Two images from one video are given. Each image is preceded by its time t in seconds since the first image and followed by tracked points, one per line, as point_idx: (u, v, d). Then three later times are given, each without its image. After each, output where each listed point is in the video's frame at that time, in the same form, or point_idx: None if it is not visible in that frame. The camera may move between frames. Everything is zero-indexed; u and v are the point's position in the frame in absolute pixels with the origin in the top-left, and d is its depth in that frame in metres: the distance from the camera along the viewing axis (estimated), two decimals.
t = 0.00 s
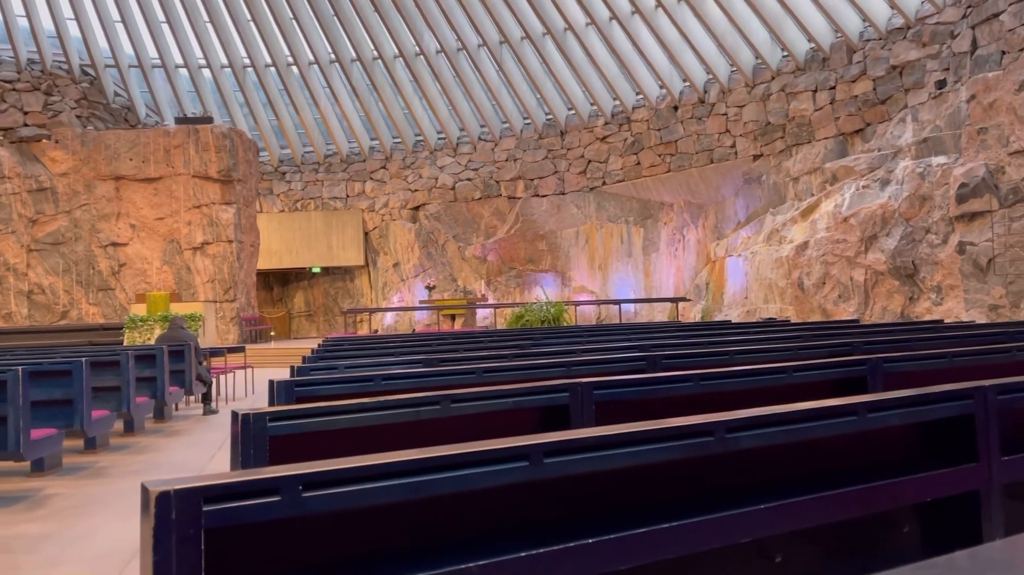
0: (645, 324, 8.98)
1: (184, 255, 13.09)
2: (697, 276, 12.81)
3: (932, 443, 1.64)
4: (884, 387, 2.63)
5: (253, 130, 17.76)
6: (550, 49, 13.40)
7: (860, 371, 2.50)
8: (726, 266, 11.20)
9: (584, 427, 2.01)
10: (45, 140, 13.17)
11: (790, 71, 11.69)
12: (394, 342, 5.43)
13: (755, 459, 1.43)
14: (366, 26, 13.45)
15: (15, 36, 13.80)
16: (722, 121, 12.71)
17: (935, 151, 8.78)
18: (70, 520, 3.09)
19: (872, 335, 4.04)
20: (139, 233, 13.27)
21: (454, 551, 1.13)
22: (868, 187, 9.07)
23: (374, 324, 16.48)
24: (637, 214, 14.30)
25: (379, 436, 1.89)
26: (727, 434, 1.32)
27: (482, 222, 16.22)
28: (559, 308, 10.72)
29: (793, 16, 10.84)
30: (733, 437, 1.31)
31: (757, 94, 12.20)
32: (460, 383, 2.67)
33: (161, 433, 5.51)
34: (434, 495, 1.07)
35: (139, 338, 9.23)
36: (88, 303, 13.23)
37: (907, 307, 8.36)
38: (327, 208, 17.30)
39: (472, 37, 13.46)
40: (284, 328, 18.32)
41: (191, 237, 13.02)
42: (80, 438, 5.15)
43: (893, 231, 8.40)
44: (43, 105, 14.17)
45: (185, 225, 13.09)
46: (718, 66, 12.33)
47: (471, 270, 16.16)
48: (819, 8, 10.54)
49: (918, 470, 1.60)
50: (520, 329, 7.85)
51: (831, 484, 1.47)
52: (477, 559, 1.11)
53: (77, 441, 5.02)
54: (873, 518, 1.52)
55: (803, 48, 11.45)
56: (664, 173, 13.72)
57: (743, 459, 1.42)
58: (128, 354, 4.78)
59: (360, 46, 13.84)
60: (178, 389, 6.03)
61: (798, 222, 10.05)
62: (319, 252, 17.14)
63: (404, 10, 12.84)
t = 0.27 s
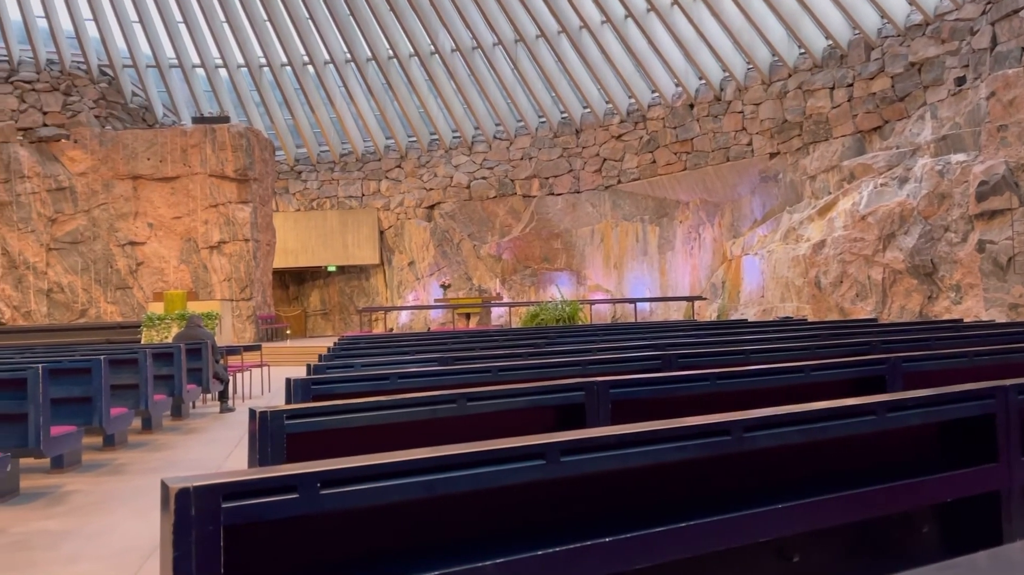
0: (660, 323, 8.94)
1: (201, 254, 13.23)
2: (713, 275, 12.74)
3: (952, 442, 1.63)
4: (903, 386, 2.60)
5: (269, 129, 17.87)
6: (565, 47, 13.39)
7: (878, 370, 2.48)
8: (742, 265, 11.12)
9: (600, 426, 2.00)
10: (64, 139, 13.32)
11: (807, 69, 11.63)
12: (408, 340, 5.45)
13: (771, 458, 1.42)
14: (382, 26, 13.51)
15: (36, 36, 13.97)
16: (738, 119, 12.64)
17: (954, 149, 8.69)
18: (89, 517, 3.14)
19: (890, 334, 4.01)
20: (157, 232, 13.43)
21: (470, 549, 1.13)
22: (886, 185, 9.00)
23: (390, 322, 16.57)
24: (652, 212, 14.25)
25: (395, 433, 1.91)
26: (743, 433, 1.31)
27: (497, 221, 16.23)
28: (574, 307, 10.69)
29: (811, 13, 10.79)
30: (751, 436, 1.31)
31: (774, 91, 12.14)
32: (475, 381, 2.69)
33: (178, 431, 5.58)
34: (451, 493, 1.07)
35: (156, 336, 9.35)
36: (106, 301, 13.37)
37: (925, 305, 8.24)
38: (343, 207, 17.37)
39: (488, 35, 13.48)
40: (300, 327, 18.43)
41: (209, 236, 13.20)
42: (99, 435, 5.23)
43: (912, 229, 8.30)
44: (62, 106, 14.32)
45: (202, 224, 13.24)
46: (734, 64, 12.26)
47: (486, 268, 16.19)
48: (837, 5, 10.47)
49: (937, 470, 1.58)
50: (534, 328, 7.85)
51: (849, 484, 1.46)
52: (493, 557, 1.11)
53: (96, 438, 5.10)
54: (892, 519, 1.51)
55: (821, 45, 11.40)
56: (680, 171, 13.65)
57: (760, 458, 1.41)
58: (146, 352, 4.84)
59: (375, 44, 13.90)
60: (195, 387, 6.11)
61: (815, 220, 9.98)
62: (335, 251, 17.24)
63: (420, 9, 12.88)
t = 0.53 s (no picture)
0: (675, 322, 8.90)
1: (219, 253, 13.37)
2: (729, 274, 12.66)
3: (972, 442, 1.61)
4: (923, 386, 2.57)
5: (285, 128, 18.00)
6: (580, 46, 13.36)
7: (898, 369, 2.46)
8: (759, 264, 11.04)
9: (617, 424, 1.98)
10: (84, 139, 13.50)
11: (824, 66, 11.56)
12: (424, 339, 5.48)
13: (791, 458, 1.40)
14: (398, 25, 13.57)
15: (57, 38, 14.17)
16: (755, 117, 12.56)
17: (974, 146, 8.60)
18: (110, 513, 3.19)
19: (909, 333, 3.97)
20: (175, 231, 13.59)
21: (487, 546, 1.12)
22: (905, 183, 8.90)
23: (405, 321, 16.65)
24: (668, 211, 14.22)
25: (412, 431, 1.91)
26: (762, 431, 1.29)
27: (512, 220, 16.23)
28: (590, 305, 10.67)
29: (829, 11, 10.74)
30: (770, 435, 1.29)
31: (791, 89, 12.06)
32: (491, 380, 2.70)
33: (196, 428, 5.65)
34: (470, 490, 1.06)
35: (174, 334, 9.47)
36: (125, 299, 13.50)
37: (945, 304, 8.12)
38: (359, 206, 17.46)
39: (503, 34, 13.48)
40: (316, 325, 18.56)
41: (226, 235, 13.34)
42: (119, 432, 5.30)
43: (931, 228, 8.20)
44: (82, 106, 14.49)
45: (220, 223, 13.38)
46: (751, 62, 12.19)
47: (501, 267, 16.19)
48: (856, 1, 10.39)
49: (957, 470, 1.57)
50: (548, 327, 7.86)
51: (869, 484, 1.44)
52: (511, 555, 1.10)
53: (116, 434, 5.18)
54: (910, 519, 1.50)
55: (839, 43, 11.33)
56: (696, 169, 13.57)
57: (779, 457, 1.39)
58: (165, 350, 4.91)
59: (391, 43, 13.94)
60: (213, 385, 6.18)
61: (832, 219, 9.89)
62: (351, 250, 17.34)
63: (435, 8, 12.92)
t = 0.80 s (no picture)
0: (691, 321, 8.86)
1: (236, 252, 13.50)
2: (746, 273, 12.58)
3: (993, 443, 1.59)
4: (943, 385, 2.55)
5: (302, 128, 18.12)
6: (596, 44, 13.33)
7: (918, 369, 2.44)
8: (776, 263, 10.95)
9: (634, 423, 1.99)
10: (103, 139, 13.66)
11: (842, 64, 11.50)
12: (440, 338, 5.50)
13: (811, 458, 1.39)
14: (413, 25, 13.61)
15: (76, 39, 14.36)
16: (772, 115, 12.49)
17: (995, 144, 8.50)
18: (129, 510, 3.23)
19: (928, 333, 3.93)
20: (193, 230, 13.74)
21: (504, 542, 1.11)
22: (924, 181, 8.80)
23: (421, 320, 16.73)
24: (684, 209, 14.15)
25: (429, 430, 1.93)
26: (780, 431, 1.28)
27: (527, 218, 16.22)
28: (605, 305, 10.66)
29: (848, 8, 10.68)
30: (789, 435, 1.28)
31: (809, 87, 11.98)
32: (507, 379, 2.71)
33: (214, 426, 5.72)
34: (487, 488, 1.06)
35: (192, 333, 9.58)
36: (143, 298, 13.64)
37: (965, 304, 8.00)
38: (374, 205, 17.53)
39: (518, 33, 13.48)
40: (333, 324, 18.68)
41: (243, 234, 13.46)
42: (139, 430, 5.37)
43: (951, 227, 8.10)
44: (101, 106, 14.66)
45: (237, 223, 13.51)
46: (768, 60, 12.13)
47: (517, 266, 16.19)
48: None
49: (979, 471, 1.55)
50: (563, 326, 7.86)
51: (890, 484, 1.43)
52: (527, 554, 1.09)
53: (135, 432, 5.25)
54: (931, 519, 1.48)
55: (857, 40, 11.27)
56: (712, 168, 13.50)
57: (798, 457, 1.38)
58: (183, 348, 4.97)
59: (407, 43, 13.99)
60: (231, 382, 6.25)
61: (851, 217, 9.80)
62: (367, 249, 17.42)
63: (450, 7, 12.96)
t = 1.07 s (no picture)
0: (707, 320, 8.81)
1: (253, 251, 13.62)
2: (763, 272, 12.49)
3: (1016, 442, 1.57)
4: (964, 385, 2.52)
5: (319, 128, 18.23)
6: (612, 42, 13.30)
7: (938, 368, 2.41)
8: (793, 262, 10.86)
9: (651, 422, 2.00)
10: (122, 139, 13.81)
11: (861, 61, 11.44)
12: (456, 336, 5.53)
13: (833, 457, 1.37)
14: (429, 24, 13.66)
15: (96, 40, 14.58)
16: (789, 113, 12.46)
17: (1016, 141, 8.44)
18: (149, 507, 3.28)
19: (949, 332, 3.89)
20: (210, 229, 13.87)
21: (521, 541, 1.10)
22: (944, 179, 8.69)
23: (437, 318, 16.80)
24: (701, 208, 14.08)
25: (445, 427, 1.94)
26: (799, 430, 1.27)
27: (543, 217, 16.21)
28: (621, 304, 10.64)
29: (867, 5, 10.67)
30: (808, 434, 1.27)
31: (827, 84, 11.94)
32: (524, 377, 2.72)
33: (232, 424, 5.78)
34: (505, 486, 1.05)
35: (211, 331, 9.70)
36: (162, 297, 13.75)
37: (985, 303, 7.93)
38: (390, 204, 17.60)
39: (534, 32, 13.48)
40: (349, 322, 18.78)
41: (260, 233, 13.59)
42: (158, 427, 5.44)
43: (971, 225, 8.03)
44: (120, 106, 14.84)
45: (254, 222, 13.64)
46: (786, 57, 12.09)
47: (532, 265, 16.17)
48: None
49: (1001, 470, 1.53)
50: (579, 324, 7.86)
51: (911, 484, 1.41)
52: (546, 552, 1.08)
53: (155, 430, 5.32)
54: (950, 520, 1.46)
55: (876, 37, 11.24)
56: (729, 166, 13.46)
57: (820, 457, 1.36)
58: (202, 346, 5.03)
59: (424, 42, 14.05)
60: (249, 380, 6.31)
61: (869, 216, 9.70)
62: (383, 248, 17.49)
63: (466, 5, 13.00)
